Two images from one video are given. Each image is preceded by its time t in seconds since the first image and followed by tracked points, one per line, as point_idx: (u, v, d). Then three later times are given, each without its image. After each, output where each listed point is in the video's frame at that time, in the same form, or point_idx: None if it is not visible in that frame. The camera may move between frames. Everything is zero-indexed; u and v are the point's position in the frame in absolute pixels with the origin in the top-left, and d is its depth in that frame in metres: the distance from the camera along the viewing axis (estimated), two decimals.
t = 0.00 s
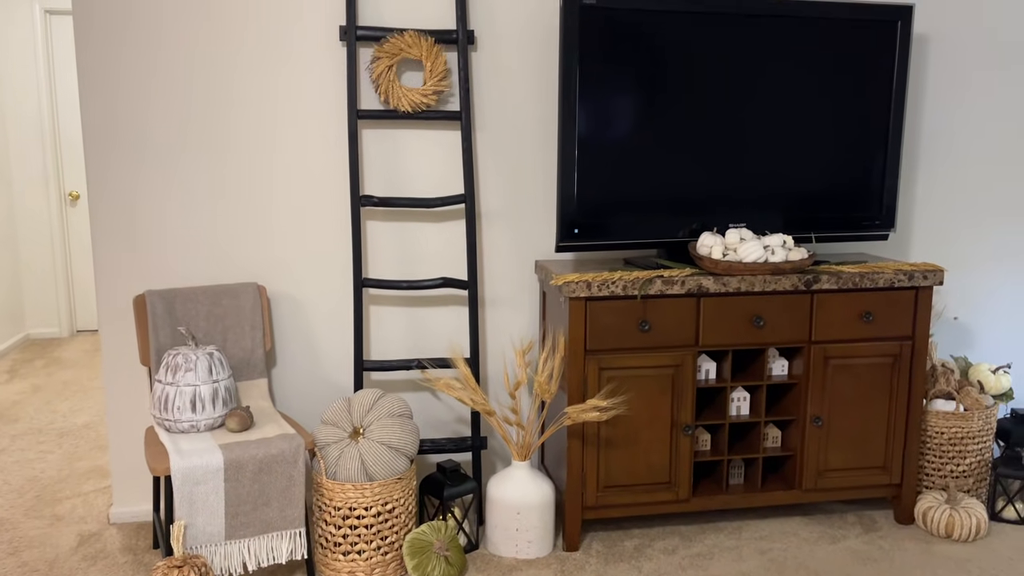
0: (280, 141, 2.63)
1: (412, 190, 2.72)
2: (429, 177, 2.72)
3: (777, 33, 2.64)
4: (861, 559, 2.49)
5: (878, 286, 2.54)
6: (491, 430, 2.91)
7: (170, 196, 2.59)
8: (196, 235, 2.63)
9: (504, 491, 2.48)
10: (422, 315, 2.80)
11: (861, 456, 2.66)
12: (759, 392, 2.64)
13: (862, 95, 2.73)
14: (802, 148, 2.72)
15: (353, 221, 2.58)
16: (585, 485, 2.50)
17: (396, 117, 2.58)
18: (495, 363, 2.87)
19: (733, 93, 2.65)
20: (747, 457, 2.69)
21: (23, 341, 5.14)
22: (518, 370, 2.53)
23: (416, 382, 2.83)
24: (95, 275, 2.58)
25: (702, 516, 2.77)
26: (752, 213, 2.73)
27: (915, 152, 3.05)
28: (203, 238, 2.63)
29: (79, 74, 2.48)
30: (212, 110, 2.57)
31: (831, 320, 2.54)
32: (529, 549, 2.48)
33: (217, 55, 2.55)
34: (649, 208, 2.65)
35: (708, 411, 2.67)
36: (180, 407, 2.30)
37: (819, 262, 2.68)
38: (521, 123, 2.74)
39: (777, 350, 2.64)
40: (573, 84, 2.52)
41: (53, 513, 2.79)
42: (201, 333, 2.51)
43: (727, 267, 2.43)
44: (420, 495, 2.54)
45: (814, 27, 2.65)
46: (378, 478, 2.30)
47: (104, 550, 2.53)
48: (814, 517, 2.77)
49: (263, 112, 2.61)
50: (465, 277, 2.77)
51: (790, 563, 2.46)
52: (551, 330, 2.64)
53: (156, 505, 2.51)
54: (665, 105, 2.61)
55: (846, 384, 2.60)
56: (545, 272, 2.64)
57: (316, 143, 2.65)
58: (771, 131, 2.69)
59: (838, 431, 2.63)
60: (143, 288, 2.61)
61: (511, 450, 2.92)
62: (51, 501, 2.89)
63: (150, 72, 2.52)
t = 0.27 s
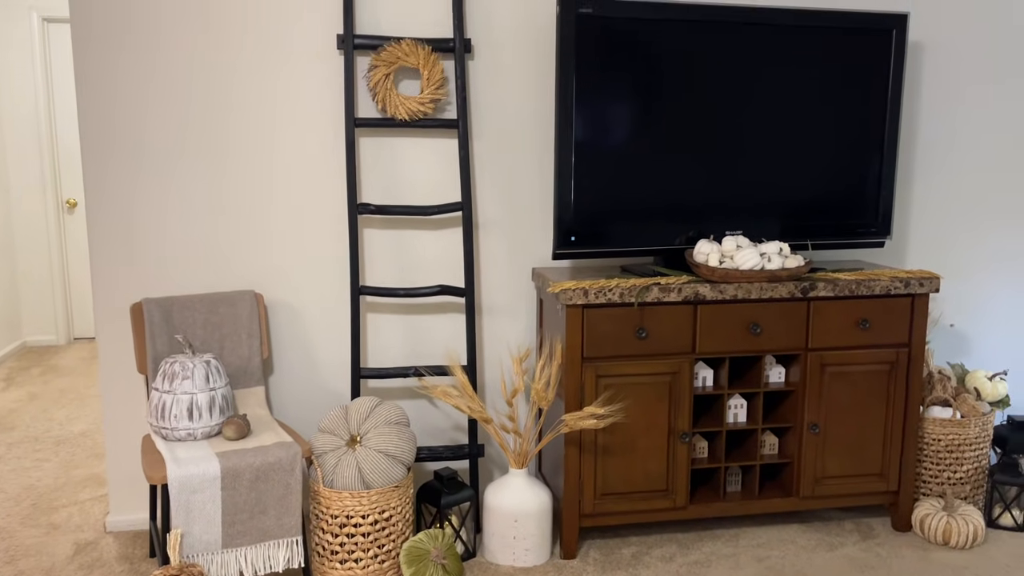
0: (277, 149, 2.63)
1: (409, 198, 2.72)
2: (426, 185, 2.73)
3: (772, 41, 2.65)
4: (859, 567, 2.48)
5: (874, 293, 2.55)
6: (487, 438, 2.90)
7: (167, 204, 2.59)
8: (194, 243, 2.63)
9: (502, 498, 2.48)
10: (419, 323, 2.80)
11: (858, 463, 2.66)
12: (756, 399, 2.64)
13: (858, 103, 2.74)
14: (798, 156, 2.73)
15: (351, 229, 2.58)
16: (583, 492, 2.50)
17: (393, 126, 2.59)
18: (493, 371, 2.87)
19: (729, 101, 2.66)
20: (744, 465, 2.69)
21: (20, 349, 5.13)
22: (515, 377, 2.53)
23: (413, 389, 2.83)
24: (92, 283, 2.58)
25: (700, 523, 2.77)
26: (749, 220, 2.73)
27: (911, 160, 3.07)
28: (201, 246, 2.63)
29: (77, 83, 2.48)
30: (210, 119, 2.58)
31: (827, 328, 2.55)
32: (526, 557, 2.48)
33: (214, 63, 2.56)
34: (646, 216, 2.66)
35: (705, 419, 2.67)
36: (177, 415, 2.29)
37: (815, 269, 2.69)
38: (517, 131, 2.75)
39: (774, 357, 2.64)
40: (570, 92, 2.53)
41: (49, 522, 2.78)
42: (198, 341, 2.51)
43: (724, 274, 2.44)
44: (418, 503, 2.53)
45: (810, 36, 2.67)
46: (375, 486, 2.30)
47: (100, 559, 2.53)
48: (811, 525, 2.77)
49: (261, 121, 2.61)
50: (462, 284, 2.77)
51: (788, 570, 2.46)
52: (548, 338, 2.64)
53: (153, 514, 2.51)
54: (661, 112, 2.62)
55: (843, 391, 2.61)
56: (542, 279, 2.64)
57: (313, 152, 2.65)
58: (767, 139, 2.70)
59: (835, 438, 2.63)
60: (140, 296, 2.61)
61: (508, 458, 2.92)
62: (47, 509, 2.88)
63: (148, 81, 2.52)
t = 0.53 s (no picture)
0: (276, 157, 2.64)
1: (407, 206, 2.73)
2: (424, 192, 2.73)
3: (769, 50, 2.66)
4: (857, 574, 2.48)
5: (871, 300, 2.56)
6: (486, 446, 2.90)
7: (166, 212, 2.60)
8: (192, 251, 2.63)
9: (500, 506, 2.47)
10: (418, 330, 2.80)
11: (856, 470, 2.67)
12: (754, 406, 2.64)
13: (854, 110, 2.75)
14: (795, 163, 2.74)
15: (349, 237, 2.59)
16: (581, 499, 2.50)
17: (391, 133, 2.59)
18: (490, 378, 2.87)
19: (726, 108, 2.67)
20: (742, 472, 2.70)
21: (17, 356, 5.12)
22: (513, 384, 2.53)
23: (412, 397, 2.83)
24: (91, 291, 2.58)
25: (698, 530, 2.77)
26: (746, 227, 2.74)
27: (908, 166, 3.08)
28: (199, 254, 2.63)
29: (76, 91, 2.48)
30: (208, 127, 2.58)
31: (825, 334, 2.55)
32: (524, 564, 2.48)
33: (213, 71, 2.56)
34: (644, 223, 2.66)
35: (703, 426, 2.67)
36: (174, 423, 2.29)
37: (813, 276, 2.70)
38: (515, 138, 2.76)
39: (772, 364, 2.65)
40: (568, 99, 2.53)
41: (46, 530, 2.78)
42: (196, 349, 2.51)
43: (722, 281, 2.44)
44: (416, 511, 2.53)
45: (806, 43, 2.68)
46: (374, 493, 2.30)
47: (98, 567, 2.52)
48: (809, 532, 2.77)
49: (259, 129, 2.62)
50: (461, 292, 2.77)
51: None
52: (546, 345, 2.65)
53: (151, 522, 2.50)
54: (659, 120, 2.62)
55: (841, 397, 2.61)
56: (540, 286, 2.65)
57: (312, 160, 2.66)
58: (765, 146, 2.71)
59: (833, 445, 2.63)
60: (139, 304, 2.61)
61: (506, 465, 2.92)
62: (44, 517, 2.88)
63: (147, 90, 2.53)
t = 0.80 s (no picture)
0: (275, 165, 2.64)
1: (407, 214, 2.73)
2: (424, 200, 2.73)
3: (768, 58, 2.67)
4: None
5: (871, 307, 2.56)
6: (486, 453, 2.90)
7: (166, 221, 2.60)
8: (193, 260, 2.63)
9: (501, 514, 2.47)
10: (418, 338, 2.80)
11: (857, 477, 2.67)
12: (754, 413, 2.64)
13: (853, 118, 2.76)
14: (794, 170, 2.75)
15: (350, 245, 2.59)
16: (582, 507, 2.49)
17: (391, 141, 2.60)
18: (491, 385, 2.87)
19: (725, 116, 2.68)
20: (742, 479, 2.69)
21: (15, 365, 5.11)
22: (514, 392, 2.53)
23: (412, 405, 2.83)
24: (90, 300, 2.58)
25: (698, 538, 2.76)
26: (745, 234, 2.75)
27: (906, 174, 3.08)
28: (199, 262, 2.63)
29: (76, 101, 2.48)
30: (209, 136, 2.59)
31: (825, 342, 2.56)
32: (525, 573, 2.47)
33: (214, 80, 2.57)
34: (643, 230, 2.67)
35: (703, 433, 2.67)
36: (174, 432, 2.29)
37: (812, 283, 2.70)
38: (515, 146, 2.76)
39: (772, 371, 2.65)
40: (568, 107, 2.54)
41: (45, 540, 2.76)
42: (196, 357, 2.51)
43: (722, 289, 2.45)
44: (416, 519, 2.53)
45: (805, 51, 2.69)
46: (374, 502, 2.30)
47: None
48: (810, 539, 2.77)
49: (260, 138, 2.62)
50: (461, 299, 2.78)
51: None
52: (547, 353, 2.65)
53: (150, 531, 2.50)
54: (659, 127, 2.63)
55: (841, 405, 2.61)
56: (540, 293, 2.65)
57: (312, 168, 2.66)
58: (764, 154, 2.72)
59: (833, 452, 2.63)
60: (139, 313, 2.61)
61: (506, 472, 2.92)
62: (43, 527, 2.87)
63: (148, 99, 2.53)
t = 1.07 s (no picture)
0: (277, 172, 2.64)
1: (408, 220, 2.73)
2: (425, 206, 2.73)
3: (769, 64, 2.68)
4: None
5: (872, 312, 2.56)
6: (488, 459, 2.90)
7: (168, 227, 2.59)
8: (194, 266, 2.63)
9: (503, 521, 2.46)
10: (419, 344, 2.80)
11: (859, 482, 2.67)
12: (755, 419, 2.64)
13: (853, 124, 2.77)
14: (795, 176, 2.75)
15: (351, 251, 2.59)
16: (584, 513, 2.49)
17: (393, 147, 2.60)
18: (492, 392, 2.87)
19: (726, 122, 2.68)
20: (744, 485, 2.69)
21: (12, 371, 5.10)
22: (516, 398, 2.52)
23: (413, 411, 2.82)
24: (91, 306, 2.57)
25: (700, 544, 2.76)
26: (746, 240, 2.75)
27: (906, 179, 3.09)
28: (201, 269, 2.63)
29: (78, 108, 2.48)
30: (210, 142, 2.59)
31: (826, 347, 2.56)
32: None
33: (216, 86, 2.57)
34: (645, 235, 2.67)
35: (705, 439, 2.67)
36: (176, 439, 2.28)
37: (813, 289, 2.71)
38: (516, 152, 2.76)
39: (773, 377, 2.65)
40: (570, 113, 2.54)
41: (44, 548, 2.75)
42: (198, 364, 2.51)
43: (724, 294, 2.45)
44: (418, 525, 2.52)
45: (805, 58, 2.70)
46: (377, 509, 2.29)
47: None
48: (812, 544, 2.77)
49: (261, 144, 2.62)
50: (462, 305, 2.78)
51: None
52: (548, 358, 2.65)
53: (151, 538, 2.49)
54: (660, 133, 2.64)
55: (842, 410, 2.61)
56: (542, 298, 2.65)
57: (313, 174, 2.66)
58: (765, 160, 2.73)
59: (834, 457, 2.63)
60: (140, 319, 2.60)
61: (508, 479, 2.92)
62: (42, 534, 2.85)
63: (150, 106, 2.53)
